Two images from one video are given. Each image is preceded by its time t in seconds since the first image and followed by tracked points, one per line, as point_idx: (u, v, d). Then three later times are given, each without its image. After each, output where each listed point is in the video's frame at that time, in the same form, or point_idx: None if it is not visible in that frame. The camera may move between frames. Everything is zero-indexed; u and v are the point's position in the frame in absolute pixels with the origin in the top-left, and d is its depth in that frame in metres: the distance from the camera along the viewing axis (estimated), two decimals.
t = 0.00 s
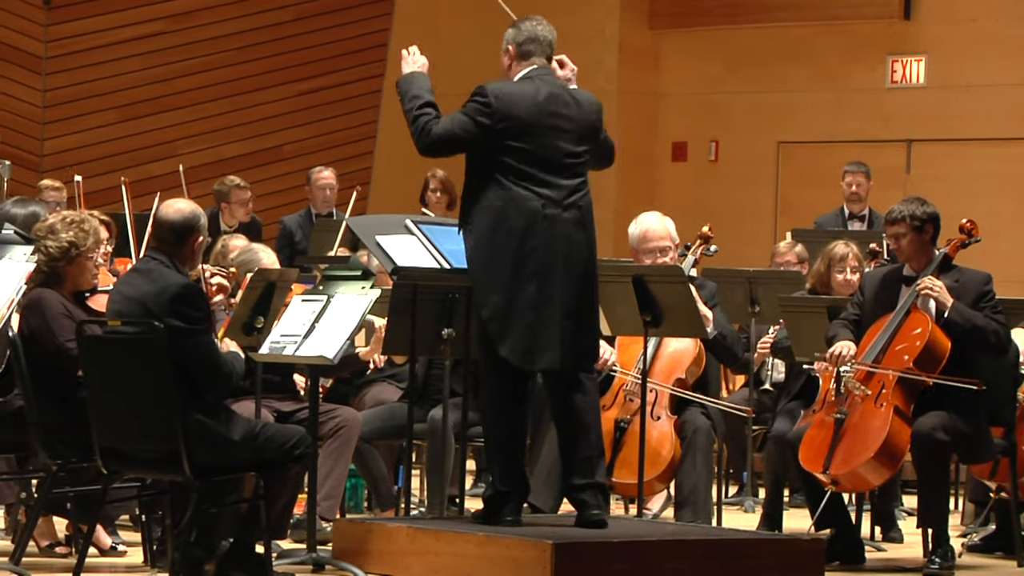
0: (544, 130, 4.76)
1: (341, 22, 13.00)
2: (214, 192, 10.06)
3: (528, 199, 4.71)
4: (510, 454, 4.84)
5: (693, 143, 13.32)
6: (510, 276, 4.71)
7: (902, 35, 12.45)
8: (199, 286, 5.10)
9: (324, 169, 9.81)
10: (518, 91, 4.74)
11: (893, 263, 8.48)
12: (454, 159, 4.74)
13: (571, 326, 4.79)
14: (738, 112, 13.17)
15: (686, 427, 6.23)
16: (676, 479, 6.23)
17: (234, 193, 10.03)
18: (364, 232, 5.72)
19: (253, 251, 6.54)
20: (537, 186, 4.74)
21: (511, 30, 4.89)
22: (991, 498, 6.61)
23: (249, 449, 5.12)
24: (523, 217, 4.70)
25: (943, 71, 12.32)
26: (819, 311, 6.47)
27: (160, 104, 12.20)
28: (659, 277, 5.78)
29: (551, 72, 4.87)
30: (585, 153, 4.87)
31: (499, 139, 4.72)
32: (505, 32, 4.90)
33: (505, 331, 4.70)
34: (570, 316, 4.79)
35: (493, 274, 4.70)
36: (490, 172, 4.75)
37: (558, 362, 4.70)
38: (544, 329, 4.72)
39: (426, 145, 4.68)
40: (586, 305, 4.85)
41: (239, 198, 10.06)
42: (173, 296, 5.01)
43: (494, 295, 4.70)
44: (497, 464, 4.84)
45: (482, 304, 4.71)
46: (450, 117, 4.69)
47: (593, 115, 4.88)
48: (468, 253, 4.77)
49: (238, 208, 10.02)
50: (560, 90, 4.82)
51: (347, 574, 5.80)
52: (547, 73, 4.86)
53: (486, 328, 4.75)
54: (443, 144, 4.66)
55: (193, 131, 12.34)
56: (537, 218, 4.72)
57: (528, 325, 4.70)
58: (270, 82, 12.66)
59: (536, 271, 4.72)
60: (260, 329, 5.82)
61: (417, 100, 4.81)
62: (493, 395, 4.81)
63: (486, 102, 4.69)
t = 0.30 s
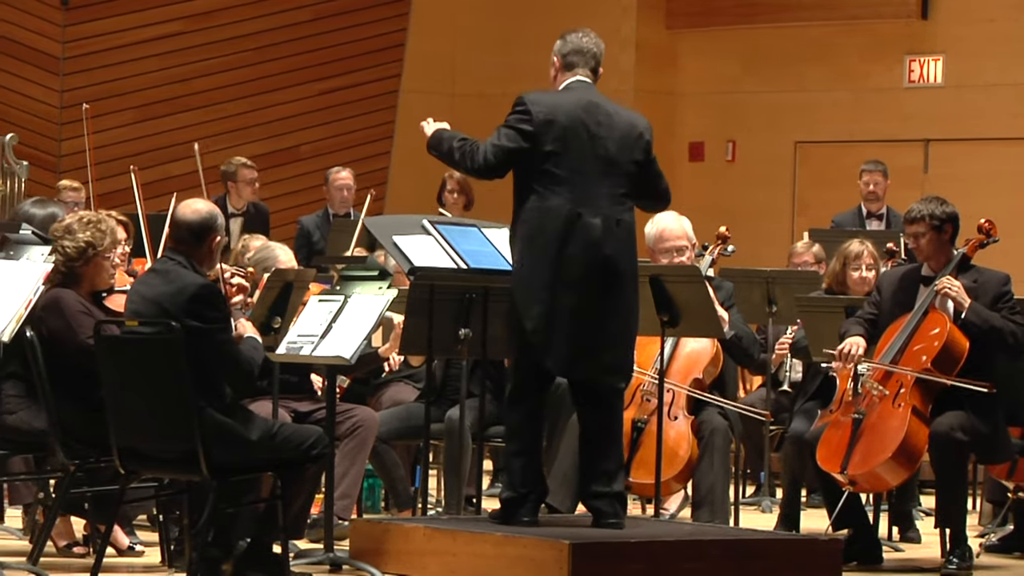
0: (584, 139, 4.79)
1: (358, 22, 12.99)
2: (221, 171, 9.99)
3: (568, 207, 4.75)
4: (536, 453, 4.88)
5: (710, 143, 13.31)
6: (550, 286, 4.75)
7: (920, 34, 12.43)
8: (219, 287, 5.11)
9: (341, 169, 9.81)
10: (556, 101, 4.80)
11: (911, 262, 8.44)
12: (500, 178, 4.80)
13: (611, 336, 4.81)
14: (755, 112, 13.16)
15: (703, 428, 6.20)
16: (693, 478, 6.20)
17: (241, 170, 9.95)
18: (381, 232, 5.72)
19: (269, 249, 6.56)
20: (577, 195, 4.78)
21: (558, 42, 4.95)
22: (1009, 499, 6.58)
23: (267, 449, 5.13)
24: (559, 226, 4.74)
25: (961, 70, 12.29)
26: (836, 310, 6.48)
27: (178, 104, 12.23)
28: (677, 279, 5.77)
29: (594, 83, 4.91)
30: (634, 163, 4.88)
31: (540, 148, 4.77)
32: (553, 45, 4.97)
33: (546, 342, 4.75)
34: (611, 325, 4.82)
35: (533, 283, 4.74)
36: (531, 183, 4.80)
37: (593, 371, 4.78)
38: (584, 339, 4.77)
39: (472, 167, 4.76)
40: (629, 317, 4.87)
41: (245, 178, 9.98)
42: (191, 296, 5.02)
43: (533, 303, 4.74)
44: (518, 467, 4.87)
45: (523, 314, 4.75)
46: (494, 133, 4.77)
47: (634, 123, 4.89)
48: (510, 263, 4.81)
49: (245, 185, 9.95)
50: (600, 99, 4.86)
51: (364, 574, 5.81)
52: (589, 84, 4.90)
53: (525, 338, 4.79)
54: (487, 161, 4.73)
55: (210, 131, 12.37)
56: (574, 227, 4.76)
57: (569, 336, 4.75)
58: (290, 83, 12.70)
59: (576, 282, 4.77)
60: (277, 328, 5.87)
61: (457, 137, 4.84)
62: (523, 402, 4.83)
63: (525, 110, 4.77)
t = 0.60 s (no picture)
0: (604, 135, 4.78)
1: (372, 23, 13.04)
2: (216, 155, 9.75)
3: (590, 205, 4.75)
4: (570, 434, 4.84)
5: (721, 142, 13.30)
6: (577, 284, 4.76)
7: (932, 34, 12.40)
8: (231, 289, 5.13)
9: (353, 169, 9.79)
10: (574, 99, 4.79)
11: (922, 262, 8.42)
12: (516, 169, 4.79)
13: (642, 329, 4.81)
14: (767, 113, 13.15)
15: (714, 427, 6.20)
16: (705, 478, 6.19)
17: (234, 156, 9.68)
18: (393, 232, 5.74)
19: (282, 250, 6.57)
20: (600, 192, 4.78)
21: (569, 38, 4.95)
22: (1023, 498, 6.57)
23: (279, 449, 5.15)
24: (585, 224, 4.74)
25: (972, 70, 12.28)
26: (848, 310, 6.45)
27: (191, 104, 12.25)
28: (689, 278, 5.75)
29: (611, 78, 4.90)
30: (654, 154, 4.87)
31: (560, 146, 4.77)
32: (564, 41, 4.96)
33: (576, 338, 4.74)
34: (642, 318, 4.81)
35: (560, 282, 4.75)
36: (552, 181, 4.80)
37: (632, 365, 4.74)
38: (616, 334, 4.77)
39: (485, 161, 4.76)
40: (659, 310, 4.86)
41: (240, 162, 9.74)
42: (203, 296, 5.04)
43: (561, 302, 4.75)
44: (539, 466, 4.86)
45: (552, 313, 4.76)
46: (509, 132, 4.77)
47: (658, 115, 4.86)
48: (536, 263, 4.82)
49: (237, 171, 9.69)
50: (619, 92, 4.83)
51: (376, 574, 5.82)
52: (607, 78, 4.88)
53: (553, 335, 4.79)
54: (503, 156, 4.73)
55: (223, 131, 12.40)
56: (600, 224, 4.75)
57: (600, 331, 4.75)
58: (302, 82, 12.71)
59: (603, 278, 4.76)
60: (288, 329, 5.91)
61: (477, 117, 4.85)
62: (554, 402, 4.81)
63: (541, 112, 4.76)
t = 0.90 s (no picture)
0: (617, 146, 4.79)
1: (382, 23, 13.05)
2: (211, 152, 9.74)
3: (611, 217, 4.76)
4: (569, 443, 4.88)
5: (731, 142, 13.29)
6: (604, 296, 4.75)
7: (942, 33, 12.41)
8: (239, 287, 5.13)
9: (363, 169, 9.80)
10: (584, 112, 4.79)
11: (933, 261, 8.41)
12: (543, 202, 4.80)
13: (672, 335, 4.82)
14: (777, 112, 13.15)
15: (725, 427, 6.18)
16: (715, 478, 6.18)
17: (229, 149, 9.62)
18: (403, 232, 5.74)
19: (293, 249, 6.57)
20: (618, 203, 4.78)
21: (567, 50, 4.94)
22: None
23: (288, 449, 5.16)
24: (608, 235, 4.74)
25: (983, 69, 12.30)
26: (858, 311, 6.41)
27: (204, 104, 12.28)
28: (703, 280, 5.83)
29: (613, 88, 4.91)
30: (666, 160, 4.88)
31: (577, 163, 4.76)
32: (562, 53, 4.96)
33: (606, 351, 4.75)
34: (670, 324, 4.82)
35: (587, 296, 4.75)
36: (573, 198, 4.80)
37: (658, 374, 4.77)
38: (646, 343, 4.77)
39: (514, 199, 4.74)
40: (686, 314, 4.87)
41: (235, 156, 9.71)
42: (212, 296, 5.05)
43: (589, 315, 4.75)
44: (550, 468, 4.88)
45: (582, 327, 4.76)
46: (528, 159, 4.76)
47: (658, 120, 4.89)
48: (562, 279, 4.81)
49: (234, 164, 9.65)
50: (623, 102, 4.85)
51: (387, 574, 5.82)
52: (608, 89, 4.90)
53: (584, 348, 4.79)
54: (531, 188, 4.73)
55: (234, 131, 12.44)
56: (622, 234, 4.75)
57: (632, 342, 4.75)
58: (312, 82, 12.73)
59: (630, 289, 4.76)
60: (299, 328, 6.07)
61: (489, 173, 4.81)
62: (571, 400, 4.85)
63: (555, 129, 4.75)
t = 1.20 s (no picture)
0: (614, 134, 4.81)
1: (396, 24, 13.08)
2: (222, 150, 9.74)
3: (596, 199, 4.76)
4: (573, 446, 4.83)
5: (745, 142, 13.26)
6: (579, 276, 4.76)
7: (956, 33, 12.41)
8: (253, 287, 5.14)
9: (376, 169, 9.78)
10: (590, 92, 4.79)
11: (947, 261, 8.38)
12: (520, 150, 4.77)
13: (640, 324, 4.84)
14: (791, 112, 13.13)
15: (738, 427, 6.15)
16: (729, 478, 6.16)
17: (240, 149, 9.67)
18: (416, 232, 5.83)
19: (306, 249, 6.57)
20: (605, 189, 4.79)
21: (585, 34, 4.94)
22: None
23: (303, 449, 5.18)
24: (590, 218, 4.74)
25: (996, 68, 12.30)
26: (872, 310, 6.37)
27: (218, 104, 12.30)
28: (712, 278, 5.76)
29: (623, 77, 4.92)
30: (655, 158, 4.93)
31: (571, 138, 4.78)
32: (579, 36, 4.95)
33: (570, 330, 4.79)
34: (640, 316, 4.83)
35: (560, 274, 4.76)
36: (558, 170, 4.80)
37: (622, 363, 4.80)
38: (611, 332, 4.79)
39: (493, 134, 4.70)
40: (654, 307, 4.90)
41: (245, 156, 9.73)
42: (228, 296, 5.06)
43: (559, 294, 4.78)
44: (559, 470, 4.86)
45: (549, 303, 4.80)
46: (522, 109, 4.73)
47: (661, 119, 4.93)
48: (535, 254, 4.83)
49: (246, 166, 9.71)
50: (631, 94, 4.87)
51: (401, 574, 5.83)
52: (619, 77, 4.91)
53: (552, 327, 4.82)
54: (514, 132, 4.68)
55: (248, 131, 12.46)
56: (605, 220, 4.76)
57: (597, 329, 4.77)
58: (322, 83, 12.72)
59: (604, 273, 4.76)
60: (311, 329, 5.98)
61: (498, 86, 4.80)
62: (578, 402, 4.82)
63: (559, 99, 4.75)
